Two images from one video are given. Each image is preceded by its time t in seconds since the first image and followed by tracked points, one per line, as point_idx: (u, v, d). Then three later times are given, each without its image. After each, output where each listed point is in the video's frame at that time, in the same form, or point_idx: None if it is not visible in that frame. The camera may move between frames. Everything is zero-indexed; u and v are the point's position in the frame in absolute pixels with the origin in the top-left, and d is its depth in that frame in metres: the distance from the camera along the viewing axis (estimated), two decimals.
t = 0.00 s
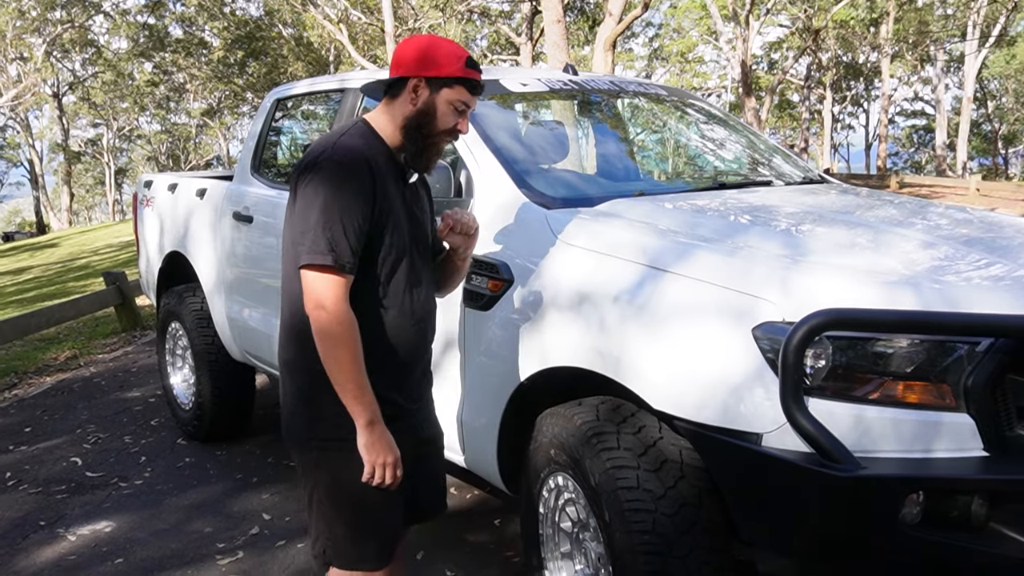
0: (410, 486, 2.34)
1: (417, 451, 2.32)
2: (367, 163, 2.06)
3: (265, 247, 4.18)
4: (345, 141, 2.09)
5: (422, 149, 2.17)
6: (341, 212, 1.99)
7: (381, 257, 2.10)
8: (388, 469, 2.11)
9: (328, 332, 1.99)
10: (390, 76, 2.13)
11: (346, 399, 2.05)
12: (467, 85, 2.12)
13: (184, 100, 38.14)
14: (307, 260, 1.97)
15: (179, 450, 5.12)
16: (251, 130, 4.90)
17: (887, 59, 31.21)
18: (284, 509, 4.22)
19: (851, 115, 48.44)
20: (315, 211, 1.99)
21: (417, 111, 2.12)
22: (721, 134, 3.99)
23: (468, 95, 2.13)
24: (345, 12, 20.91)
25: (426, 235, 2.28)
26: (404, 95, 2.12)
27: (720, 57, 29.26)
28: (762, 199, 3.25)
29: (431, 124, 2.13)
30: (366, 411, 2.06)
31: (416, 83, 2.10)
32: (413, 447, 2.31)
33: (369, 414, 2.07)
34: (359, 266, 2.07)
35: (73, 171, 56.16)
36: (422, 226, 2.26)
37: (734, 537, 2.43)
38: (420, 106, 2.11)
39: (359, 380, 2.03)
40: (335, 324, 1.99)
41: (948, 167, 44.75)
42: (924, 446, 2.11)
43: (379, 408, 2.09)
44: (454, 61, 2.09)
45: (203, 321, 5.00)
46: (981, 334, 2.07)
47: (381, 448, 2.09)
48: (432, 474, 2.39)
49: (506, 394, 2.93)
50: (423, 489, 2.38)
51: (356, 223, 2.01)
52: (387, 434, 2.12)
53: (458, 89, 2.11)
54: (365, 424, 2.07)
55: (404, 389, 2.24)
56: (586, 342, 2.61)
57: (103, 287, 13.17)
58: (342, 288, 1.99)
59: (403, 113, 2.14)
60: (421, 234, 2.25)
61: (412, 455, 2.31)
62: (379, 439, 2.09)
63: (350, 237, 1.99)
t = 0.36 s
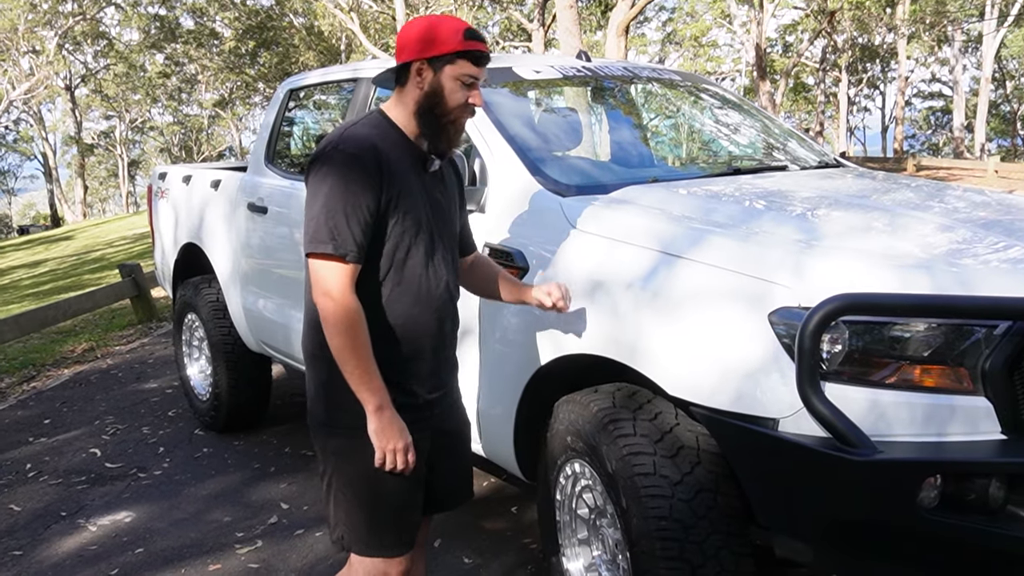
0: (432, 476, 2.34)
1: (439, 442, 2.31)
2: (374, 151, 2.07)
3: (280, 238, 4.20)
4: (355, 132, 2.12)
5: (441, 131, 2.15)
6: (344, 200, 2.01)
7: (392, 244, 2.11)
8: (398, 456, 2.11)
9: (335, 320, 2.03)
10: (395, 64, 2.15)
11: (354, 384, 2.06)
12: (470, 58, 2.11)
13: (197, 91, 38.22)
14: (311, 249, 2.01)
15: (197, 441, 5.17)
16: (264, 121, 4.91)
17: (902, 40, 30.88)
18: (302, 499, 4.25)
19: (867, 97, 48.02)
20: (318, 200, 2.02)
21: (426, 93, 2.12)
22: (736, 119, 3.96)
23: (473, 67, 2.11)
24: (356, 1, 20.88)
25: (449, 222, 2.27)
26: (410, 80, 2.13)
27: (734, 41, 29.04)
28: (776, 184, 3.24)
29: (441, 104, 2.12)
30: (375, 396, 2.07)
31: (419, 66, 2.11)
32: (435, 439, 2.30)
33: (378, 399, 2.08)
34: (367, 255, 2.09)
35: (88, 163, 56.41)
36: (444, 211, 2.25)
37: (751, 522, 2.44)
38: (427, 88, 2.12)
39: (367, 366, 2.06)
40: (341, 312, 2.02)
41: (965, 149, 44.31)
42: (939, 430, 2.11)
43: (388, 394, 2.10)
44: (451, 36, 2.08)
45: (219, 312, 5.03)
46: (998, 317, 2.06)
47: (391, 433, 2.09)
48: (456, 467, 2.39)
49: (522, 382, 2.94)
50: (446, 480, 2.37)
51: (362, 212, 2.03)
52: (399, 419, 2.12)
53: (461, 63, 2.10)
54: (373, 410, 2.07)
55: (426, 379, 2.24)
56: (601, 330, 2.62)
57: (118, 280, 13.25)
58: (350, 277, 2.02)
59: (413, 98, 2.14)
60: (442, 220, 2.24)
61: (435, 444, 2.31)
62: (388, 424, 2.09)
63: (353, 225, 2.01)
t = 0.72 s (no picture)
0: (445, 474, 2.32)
1: (453, 440, 2.29)
2: (350, 152, 2.10)
3: (286, 235, 4.20)
4: (335, 135, 2.15)
5: (405, 107, 2.12)
6: (322, 206, 2.06)
7: (383, 239, 2.12)
8: (378, 464, 2.08)
9: (327, 321, 2.07)
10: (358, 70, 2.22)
11: (341, 388, 2.09)
12: (397, 30, 2.08)
13: (199, 89, 38.21)
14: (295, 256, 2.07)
15: (205, 439, 5.17)
16: (268, 118, 4.90)
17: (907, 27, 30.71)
18: (311, 496, 4.25)
19: (871, 86, 47.83)
20: (300, 210, 2.08)
21: (375, 81, 2.13)
22: (742, 110, 3.95)
23: (401, 38, 2.08)
24: None
25: (457, 205, 2.24)
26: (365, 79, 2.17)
27: (737, 31, 28.94)
28: (783, 174, 3.22)
29: (391, 86, 2.12)
30: (357, 402, 2.08)
31: (364, 62, 2.15)
32: (449, 437, 2.27)
33: (360, 405, 2.08)
34: (358, 253, 2.12)
35: (92, 162, 56.45)
36: (449, 194, 2.22)
37: (762, 514, 2.43)
38: (377, 78, 2.14)
39: (353, 370, 2.08)
40: (335, 313, 2.06)
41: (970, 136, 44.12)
42: (951, 420, 2.09)
43: (373, 401, 2.10)
44: (368, 19, 2.09)
45: (225, 310, 5.03)
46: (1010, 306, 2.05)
47: (371, 440, 2.07)
48: (473, 466, 2.36)
49: (529, 376, 2.94)
50: (460, 478, 2.34)
51: (340, 214, 2.06)
52: (383, 426, 2.10)
53: (387, 40, 2.09)
54: (354, 415, 2.08)
55: (437, 375, 2.22)
56: (608, 323, 2.60)
57: (124, 279, 13.25)
58: (339, 279, 2.06)
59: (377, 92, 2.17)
60: (445, 204, 2.21)
61: (449, 442, 2.28)
62: (368, 431, 2.07)
63: (332, 229, 2.05)
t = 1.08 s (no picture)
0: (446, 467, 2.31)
1: (451, 432, 2.28)
2: (327, 153, 2.09)
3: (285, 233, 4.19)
4: (312, 137, 2.14)
5: (372, 106, 2.12)
6: (302, 209, 2.05)
7: (366, 238, 2.11)
8: (367, 463, 2.12)
9: (310, 323, 2.07)
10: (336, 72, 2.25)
11: (326, 388, 2.11)
12: (361, 30, 2.09)
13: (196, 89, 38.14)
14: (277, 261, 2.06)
15: (206, 438, 5.17)
16: (266, 117, 4.89)
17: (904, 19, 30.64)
18: (313, 494, 4.25)
19: (869, 78, 47.77)
20: (280, 214, 2.07)
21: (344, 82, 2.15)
22: (740, 103, 3.94)
23: (365, 38, 2.09)
24: None
25: (442, 198, 2.22)
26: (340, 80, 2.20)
27: (734, 24, 28.88)
28: (783, 166, 3.22)
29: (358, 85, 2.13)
30: (343, 403, 2.10)
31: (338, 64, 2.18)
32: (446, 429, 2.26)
33: (345, 405, 2.10)
34: (341, 255, 2.11)
35: (89, 163, 56.38)
36: (433, 188, 2.20)
37: (764, 507, 2.42)
38: (347, 79, 2.16)
39: (337, 370, 2.09)
40: (314, 316, 2.06)
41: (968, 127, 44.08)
42: (953, 410, 2.09)
43: (359, 401, 2.11)
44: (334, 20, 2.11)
45: (225, 309, 5.03)
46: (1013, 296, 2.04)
47: (358, 441, 2.11)
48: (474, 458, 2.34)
49: (530, 371, 2.93)
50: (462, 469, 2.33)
51: (320, 217, 2.05)
52: (368, 425, 2.13)
53: (351, 39, 2.10)
54: (339, 416, 2.11)
55: (429, 369, 2.21)
56: (609, 317, 2.60)
57: (122, 280, 13.22)
58: (321, 281, 2.06)
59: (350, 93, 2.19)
60: (430, 198, 2.19)
61: (448, 434, 2.27)
62: (355, 431, 2.11)
63: (313, 231, 2.04)
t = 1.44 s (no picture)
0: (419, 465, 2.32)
1: (424, 432, 2.29)
2: (295, 153, 2.09)
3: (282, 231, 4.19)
4: (282, 137, 2.14)
5: (342, 106, 2.14)
6: (269, 209, 2.04)
7: (333, 238, 2.10)
8: (336, 462, 2.13)
9: (280, 324, 2.06)
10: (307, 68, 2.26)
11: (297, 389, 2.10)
12: (329, 32, 2.09)
13: (191, 87, 38.06)
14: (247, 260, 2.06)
15: (204, 436, 5.16)
16: (261, 114, 4.88)
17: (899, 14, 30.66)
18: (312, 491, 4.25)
19: (865, 74, 47.79)
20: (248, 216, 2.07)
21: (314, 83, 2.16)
22: (735, 98, 3.94)
23: (333, 40, 2.10)
24: None
25: (414, 198, 2.21)
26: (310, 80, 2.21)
27: (730, 20, 28.87)
28: (779, 162, 3.22)
29: (327, 86, 2.14)
30: (314, 403, 2.10)
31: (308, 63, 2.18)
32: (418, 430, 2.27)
33: (316, 406, 2.10)
34: (311, 254, 2.10)
35: (84, 162, 56.27)
36: (403, 190, 2.19)
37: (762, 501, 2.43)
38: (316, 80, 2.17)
39: (308, 371, 2.08)
40: (283, 318, 2.05)
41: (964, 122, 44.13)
42: (950, 404, 2.10)
43: (330, 402, 2.12)
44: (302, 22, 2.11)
45: (222, 307, 5.02)
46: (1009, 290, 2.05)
47: (326, 441, 2.12)
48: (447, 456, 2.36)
49: (527, 367, 2.94)
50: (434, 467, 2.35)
51: (287, 216, 2.05)
52: (338, 426, 2.14)
53: (318, 41, 2.11)
54: (309, 416, 2.11)
55: (400, 370, 2.20)
56: (607, 312, 2.61)
57: (118, 278, 13.20)
58: (292, 282, 2.05)
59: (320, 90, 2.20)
60: (399, 198, 2.18)
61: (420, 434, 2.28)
62: (324, 431, 2.12)
63: (279, 231, 2.04)
